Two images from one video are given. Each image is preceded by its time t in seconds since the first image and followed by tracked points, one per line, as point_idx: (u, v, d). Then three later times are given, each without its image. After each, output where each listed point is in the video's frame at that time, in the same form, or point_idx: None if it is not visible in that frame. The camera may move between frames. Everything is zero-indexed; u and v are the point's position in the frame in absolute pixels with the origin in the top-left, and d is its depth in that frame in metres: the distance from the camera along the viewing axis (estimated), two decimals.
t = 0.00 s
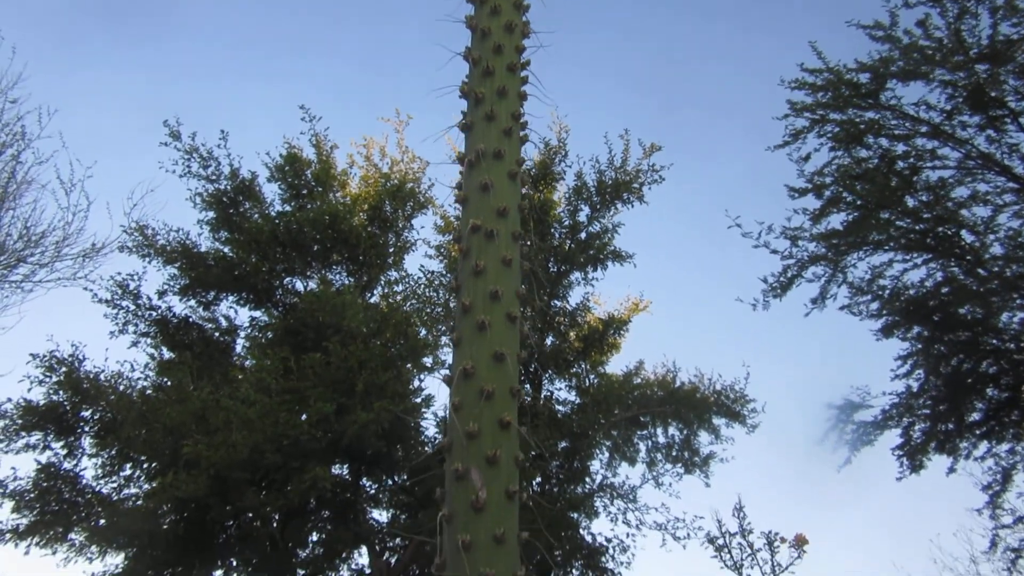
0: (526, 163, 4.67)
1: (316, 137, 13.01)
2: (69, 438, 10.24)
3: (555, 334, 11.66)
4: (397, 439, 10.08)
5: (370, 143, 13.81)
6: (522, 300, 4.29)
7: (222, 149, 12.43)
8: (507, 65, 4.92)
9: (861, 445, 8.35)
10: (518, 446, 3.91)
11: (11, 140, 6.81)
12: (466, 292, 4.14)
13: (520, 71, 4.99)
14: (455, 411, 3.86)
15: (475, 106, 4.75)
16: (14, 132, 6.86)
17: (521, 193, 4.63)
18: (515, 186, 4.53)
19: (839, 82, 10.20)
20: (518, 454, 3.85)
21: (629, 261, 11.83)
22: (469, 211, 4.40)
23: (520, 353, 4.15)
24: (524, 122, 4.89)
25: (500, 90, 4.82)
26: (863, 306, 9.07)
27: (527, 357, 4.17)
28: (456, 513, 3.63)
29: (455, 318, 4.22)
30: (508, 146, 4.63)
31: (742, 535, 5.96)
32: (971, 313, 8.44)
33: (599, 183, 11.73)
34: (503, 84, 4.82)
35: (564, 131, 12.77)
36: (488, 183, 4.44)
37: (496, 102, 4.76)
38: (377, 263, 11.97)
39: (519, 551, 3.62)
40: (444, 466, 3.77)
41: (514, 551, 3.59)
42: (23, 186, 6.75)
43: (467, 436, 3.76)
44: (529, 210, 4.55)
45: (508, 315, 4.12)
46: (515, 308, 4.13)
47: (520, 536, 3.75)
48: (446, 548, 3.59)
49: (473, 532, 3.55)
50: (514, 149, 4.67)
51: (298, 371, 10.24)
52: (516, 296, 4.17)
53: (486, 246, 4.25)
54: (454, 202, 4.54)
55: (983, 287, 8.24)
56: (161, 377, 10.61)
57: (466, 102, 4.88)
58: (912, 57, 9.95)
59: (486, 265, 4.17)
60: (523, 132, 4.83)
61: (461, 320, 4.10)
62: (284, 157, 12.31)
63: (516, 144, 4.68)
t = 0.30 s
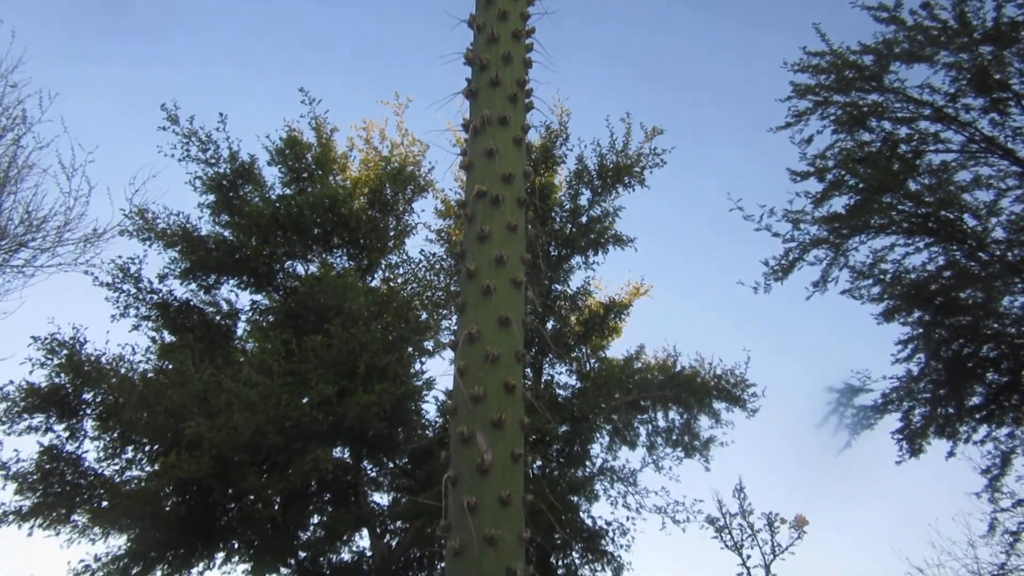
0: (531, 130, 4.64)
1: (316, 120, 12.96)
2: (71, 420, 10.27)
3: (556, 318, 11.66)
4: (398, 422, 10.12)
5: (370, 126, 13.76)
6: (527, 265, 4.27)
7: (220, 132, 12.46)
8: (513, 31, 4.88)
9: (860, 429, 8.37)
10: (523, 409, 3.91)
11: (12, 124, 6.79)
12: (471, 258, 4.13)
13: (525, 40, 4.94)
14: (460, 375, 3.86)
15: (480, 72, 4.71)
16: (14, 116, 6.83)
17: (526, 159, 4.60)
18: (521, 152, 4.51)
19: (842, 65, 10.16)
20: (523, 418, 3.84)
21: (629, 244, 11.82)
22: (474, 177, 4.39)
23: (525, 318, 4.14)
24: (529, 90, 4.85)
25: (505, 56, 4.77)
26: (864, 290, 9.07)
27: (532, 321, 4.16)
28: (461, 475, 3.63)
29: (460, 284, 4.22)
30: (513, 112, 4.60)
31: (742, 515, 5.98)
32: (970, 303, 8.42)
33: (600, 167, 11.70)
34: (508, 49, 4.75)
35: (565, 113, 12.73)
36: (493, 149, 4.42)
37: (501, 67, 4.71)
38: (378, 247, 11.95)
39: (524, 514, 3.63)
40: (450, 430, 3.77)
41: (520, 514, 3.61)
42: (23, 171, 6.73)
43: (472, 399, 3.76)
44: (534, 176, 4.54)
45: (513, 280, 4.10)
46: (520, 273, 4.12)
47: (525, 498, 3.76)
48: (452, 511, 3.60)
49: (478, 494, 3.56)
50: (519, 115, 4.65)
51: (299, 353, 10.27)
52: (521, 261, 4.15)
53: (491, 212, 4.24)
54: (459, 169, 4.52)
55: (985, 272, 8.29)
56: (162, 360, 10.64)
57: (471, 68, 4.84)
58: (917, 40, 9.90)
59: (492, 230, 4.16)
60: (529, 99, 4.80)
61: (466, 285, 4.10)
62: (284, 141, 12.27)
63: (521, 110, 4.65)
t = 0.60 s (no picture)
0: (525, 103, 4.56)
1: (313, 106, 12.92)
2: (73, 407, 10.29)
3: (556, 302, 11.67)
4: (399, 406, 10.14)
5: (367, 111, 13.72)
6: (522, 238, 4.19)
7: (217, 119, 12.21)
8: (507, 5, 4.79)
9: (860, 410, 8.39)
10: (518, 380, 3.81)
11: (9, 112, 6.77)
12: (465, 229, 4.04)
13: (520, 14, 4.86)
14: (455, 345, 3.76)
15: (474, 45, 4.63)
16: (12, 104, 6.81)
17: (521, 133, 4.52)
18: (515, 125, 4.42)
19: (843, 45, 10.12)
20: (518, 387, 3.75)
21: (629, 228, 11.82)
22: (468, 150, 4.30)
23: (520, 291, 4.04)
24: (524, 62, 4.78)
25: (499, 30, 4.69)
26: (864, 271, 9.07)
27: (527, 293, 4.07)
28: (455, 445, 3.53)
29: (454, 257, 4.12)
30: (507, 84, 4.52)
31: (741, 495, 5.98)
32: (970, 279, 8.43)
33: (599, 150, 11.68)
34: (503, 23, 4.67)
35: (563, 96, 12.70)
36: (487, 121, 4.33)
37: (496, 41, 4.63)
38: (376, 232, 11.92)
39: (519, 481, 3.53)
40: (444, 399, 3.68)
41: (515, 481, 3.51)
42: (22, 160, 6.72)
43: (466, 368, 3.66)
44: (529, 149, 4.45)
45: (508, 251, 4.01)
46: (515, 244, 4.03)
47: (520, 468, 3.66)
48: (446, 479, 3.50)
49: (472, 462, 3.46)
50: (514, 88, 4.56)
51: (299, 339, 10.29)
52: (516, 232, 4.07)
53: (485, 184, 4.16)
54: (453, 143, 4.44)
55: (984, 252, 8.37)
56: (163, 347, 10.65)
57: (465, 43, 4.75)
58: (917, 19, 9.85)
59: (486, 202, 4.07)
60: (524, 73, 4.71)
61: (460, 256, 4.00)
62: (281, 127, 12.24)
63: (516, 83, 4.56)
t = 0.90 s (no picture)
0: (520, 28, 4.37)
1: (311, 74, 12.82)
2: (71, 375, 10.32)
3: (554, 273, 11.66)
4: (397, 374, 10.25)
5: (365, 80, 13.62)
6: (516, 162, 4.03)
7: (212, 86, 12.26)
8: None
9: (857, 380, 8.42)
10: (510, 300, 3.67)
11: (4, 76, 6.72)
12: (457, 149, 3.88)
13: None
14: (446, 263, 3.61)
15: None
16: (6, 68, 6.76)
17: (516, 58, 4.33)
18: (510, 48, 4.23)
19: (847, 13, 10.02)
20: (510, 304, 3.61)
21: (628, 198, 11.78)
22: (461, 71, 4.12)
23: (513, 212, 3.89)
24: None
25: None
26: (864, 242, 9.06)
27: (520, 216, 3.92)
28: (445, 359, 3.39)
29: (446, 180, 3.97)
30: (502, 8, 4.33)
31: (735, 457, 6.00)
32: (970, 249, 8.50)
33: (599, 120, 11.61)
34: None
35: (563, 66, 12.60)
36: (481, 43, 4.14)
37: None
38: (374, 202, 11.85)
39: (510, 395, 3.39)
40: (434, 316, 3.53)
41: (506, 395, 3.37)
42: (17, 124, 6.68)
43: (457, 284, 3.52)
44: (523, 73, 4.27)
45: (501, 171, 3.86)
46: (509, 165, 3.87)
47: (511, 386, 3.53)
48: (435, 394, 3.36)
49: (463, 374, 3.32)
50: (508, 13, 4.38)
51: (297, 306, 10.30)
52: (510, 154, 3.91)
53: (478, 104, 3.99)
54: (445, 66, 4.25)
55: (985, 221, 8.30)
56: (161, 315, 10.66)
57: None
58: None
59: (479, 122, 3.91)
60: None
61: (452, 177, 3.85)
62: (278, 95, 12.15)
63: (510, 6, 4.37)
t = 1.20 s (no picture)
0: None
1: (307, 45, 12.73)
2: (76, 350, 10.35)
3: (556, 244, 11.66)
4: (400, 346, 10.29)
5: (362, 51, 13.52)
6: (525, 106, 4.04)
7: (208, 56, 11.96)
8: None
9: (858, 345, 8.44)
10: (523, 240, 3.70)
11: None
12: (467, 92, 3.89)
13: None
14: (459, 205, 3.64)
15: None
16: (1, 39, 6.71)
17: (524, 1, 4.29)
18: None
19: None
20: (523, 245, 3.63)
21: (629, 167, 11.75)
22: (470, 15, 4.11)
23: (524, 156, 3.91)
24: None
25: None
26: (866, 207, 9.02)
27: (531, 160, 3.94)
28: (460, 298, 3.43)
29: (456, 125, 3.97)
30: None
31: (737, 418, 6.00)
32: (971, 216, 8.41)
33: (599, 88, 11.54)
34: None
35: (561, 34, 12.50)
36: None
37: None
38: (374, 174, 11.80)
39: (525, 333, 3.43)
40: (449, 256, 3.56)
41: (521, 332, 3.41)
42: (14, 97, 6.65)
43: (471, 225, 3.54)
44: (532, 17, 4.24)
45: (512, 114, 3.87)
46: (519, 108, 3.88)
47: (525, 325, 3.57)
48: (451, 331, 3.40)
49: (478, 312, 3.36)
50: None
51: (299, 278, 10.30)
52: (520, 97, 3.92)
53: (488, 48, 3.97)
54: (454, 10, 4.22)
55: (988, 183, 8.25)
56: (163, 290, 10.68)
57: None
58: None
59: (489, 65, 3.91)
60: None
61: (463, 120, 3.86)
62: (275, 67, 12.07)
63: None
